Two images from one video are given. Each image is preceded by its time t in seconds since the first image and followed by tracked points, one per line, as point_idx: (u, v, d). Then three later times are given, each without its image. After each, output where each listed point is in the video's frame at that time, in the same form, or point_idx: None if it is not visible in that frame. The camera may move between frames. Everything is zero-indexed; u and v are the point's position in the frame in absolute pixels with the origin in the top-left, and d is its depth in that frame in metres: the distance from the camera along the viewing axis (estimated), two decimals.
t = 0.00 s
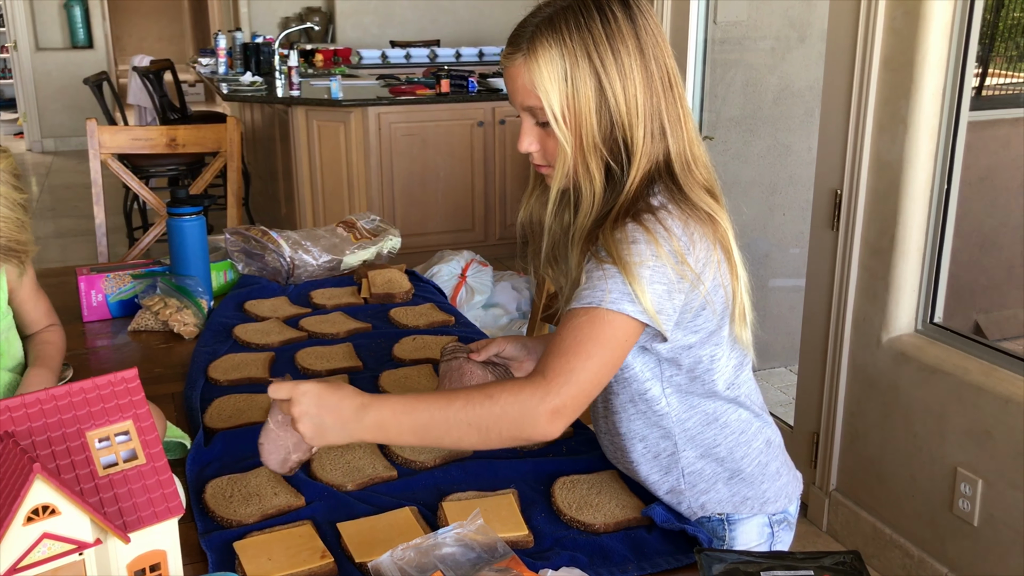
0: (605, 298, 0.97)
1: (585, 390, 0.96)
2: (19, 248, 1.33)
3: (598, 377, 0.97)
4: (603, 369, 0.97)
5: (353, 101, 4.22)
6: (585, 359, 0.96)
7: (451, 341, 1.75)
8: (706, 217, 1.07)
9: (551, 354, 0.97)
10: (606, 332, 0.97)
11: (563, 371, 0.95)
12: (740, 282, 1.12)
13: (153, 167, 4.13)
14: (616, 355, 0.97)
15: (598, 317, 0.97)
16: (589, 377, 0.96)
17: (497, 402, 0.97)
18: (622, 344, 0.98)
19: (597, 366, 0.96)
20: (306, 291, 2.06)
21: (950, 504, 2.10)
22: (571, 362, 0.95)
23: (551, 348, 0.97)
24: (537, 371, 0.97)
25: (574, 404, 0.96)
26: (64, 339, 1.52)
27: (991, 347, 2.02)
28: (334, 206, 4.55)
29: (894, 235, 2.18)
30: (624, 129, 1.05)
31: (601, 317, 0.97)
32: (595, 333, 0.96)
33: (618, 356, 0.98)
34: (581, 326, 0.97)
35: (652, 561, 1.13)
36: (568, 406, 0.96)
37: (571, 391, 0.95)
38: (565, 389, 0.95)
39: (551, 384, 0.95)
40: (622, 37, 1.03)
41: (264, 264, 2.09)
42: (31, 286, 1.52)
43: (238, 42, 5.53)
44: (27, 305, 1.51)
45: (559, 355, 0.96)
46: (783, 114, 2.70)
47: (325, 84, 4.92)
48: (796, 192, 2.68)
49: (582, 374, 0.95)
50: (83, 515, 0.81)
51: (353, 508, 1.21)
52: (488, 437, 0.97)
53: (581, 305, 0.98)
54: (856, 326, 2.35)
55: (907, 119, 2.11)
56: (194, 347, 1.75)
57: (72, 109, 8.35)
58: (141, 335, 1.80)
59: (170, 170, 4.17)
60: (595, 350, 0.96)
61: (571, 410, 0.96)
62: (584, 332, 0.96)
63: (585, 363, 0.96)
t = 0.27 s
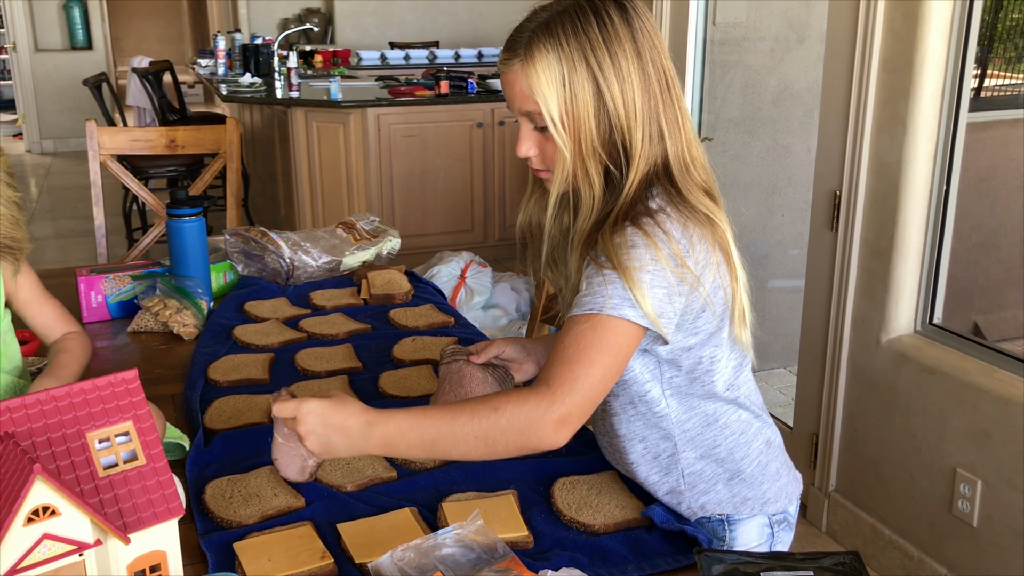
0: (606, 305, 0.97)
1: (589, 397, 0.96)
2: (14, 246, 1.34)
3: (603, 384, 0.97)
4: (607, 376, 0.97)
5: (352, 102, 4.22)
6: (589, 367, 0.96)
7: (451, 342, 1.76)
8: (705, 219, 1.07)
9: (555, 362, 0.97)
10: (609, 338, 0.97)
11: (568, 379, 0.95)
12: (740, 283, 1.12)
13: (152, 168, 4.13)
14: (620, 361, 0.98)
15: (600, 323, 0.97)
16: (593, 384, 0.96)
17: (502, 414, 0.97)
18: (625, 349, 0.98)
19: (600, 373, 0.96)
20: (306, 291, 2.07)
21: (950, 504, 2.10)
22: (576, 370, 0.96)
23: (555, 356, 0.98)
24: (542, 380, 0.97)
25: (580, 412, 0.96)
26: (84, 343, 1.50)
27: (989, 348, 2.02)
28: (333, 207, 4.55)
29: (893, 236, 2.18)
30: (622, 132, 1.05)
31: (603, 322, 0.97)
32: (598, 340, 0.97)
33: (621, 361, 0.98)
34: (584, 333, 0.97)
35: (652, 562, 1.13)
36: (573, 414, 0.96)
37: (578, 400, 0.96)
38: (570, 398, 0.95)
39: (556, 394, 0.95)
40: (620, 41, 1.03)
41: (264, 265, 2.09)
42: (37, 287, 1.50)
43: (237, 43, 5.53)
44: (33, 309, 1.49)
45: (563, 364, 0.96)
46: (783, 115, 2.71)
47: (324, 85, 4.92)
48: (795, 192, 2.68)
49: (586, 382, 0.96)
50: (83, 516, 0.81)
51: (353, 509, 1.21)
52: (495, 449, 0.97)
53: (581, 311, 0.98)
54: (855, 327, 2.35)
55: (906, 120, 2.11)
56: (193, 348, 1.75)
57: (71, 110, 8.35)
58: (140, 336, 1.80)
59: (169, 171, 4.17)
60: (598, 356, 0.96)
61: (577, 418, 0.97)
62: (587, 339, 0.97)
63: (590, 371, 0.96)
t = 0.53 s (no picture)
0: (606, 307, 0.97)
1: (588, 399, 0.96)
2: (11, 249, 1.34)
3: (602, 385, 0.97)
4: (605, 378, 0.97)
5: (353, 103, 4.22)
6: (588, 368, 0.96)
7: (452, 342, 1.76)
8: (705, 220, 1.07)
9: (554, 364, 0.97)
10: (608, 340, 0.97)
11: (567, 382, 0.95)
12: (740, 284, 1.12)
13: (153, 168, 4.12)
14: (619, 363, 0.98)
15: (599, 325, 0.97)
16: (592, 386, 0.96)
17: (502, 417, 0.97)
18: (624, 350, 0.98)
19: (599, 375, 0.96)
20: (307, 291, 2.07)
21: (951, 505, 2.10)
22: (575, 372, 0.96)
23: (553, 358, 0.98)
24: (541, 383, 0.97)
25: (580, 413, 0.96)
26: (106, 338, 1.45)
27: (990, 349, 2.02)
28: (334, 208, 4.55)
29: (894, 237, 2.18)
30: (622, 133, 1.05)
31: (603, 324, 0.97)
32: (598, 342, 0.97)
33: (621, 363, 0.98)
34: (583, 335, 0.97)
35: (653, 562, 1.13)
36: (573, 416, 0.96)
37: (576, 402, 0.96)
38: (570, 400, 0.95)
39: (555, 396, 0.95)
40: (620, 41, 1.03)
41: (264, 265, 2.09)
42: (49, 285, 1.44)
43: (238, 43, 5.53)
44: (44, 308, 1.43)
45: (562, 367, 0.96)
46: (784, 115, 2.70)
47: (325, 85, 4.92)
48: (796, 193, 2.67)
49: (586, 384, 0.96)
50: (84, 515, 0.81)
51: (354, 510, 1.21)
52: (495, 452, 0.98)
53: (581, 313, 0.98)
54: (856, 328, 2.35)
55: (907, 121, 2.11)
56: (194, 348, 1.75)
57: (72, 110, 8.34)
58: (141, 335, 1.80)
59: (170, 171, 4.18)
60: (597, 358, 0.96)
61: (576, 420, 0.96)
62: (586, 340, 0.97)
63: (589, 372, 0.96)
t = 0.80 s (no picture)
0: (607, 307, 0.97)
1: (587, 400, 0.96)
2: (14, 249, 1.33)
3: (602, 387, 0.97)
4: (605, 380, 0.97)
5: (355, 103, 4.22)
6: (588, 370, 0.96)
7: (454, 342, 1.75)
8: (707, 220, 1.06)
9: (553, 366, 0.97)
10: (608, 341, 0.97)
11: (566, 383, 0.95)
12: (742, 284, 1.12)
13: (155, 168, 4.13)
14: (619, 364, 0.97)
15: (600, 326, 0.97)
16: (592, 388, 0.96)
17: (503, 420, 0.97)
18: (624, 352, 0.98)
19: (599, 376, 0.96)
20: (309, 291, 2.07)
21: (953, 506, 2.10)
22: (575, 374, 0.95)
23: (552, 359, 0.97)
24: (541, 385, 0.97)
25: (579, 415, 0.96)
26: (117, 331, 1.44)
27: (992, 349, 2.02)
28: (336, 207, 4.55)
29: (897, 237, 2.18)
30: (623, 134, 1.05)
31: (604, 326, 0.97)
32: (598, 343, 0.97)
33: (621, 365, 0.98)
34: (583, 336, 0.97)
35: (655, 562, 1.13)
36: (572, 418, 0.96)
37: (575, 403, 0.95)
38: (569, 401, 0.95)
39: (555, 397, 0.95)
40: (621, 42, 1.03)
41: (266, 265, 2.09)
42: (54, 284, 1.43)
43: (240, 43, 5.53)
44: (50, 306, 1.42)
45: (561, 368, 0.96)
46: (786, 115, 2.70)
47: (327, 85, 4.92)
48: (798, 193, 2.67)
49: (585, 385, 0.95)
50: (86, 515, 0.81)
51: (356, 509, 1.21)
52: (495, 454, 0.98)
53: (581, 314, 0.98)
54: (858, 328, 2.35)
55: (910, 121, 2.11)
56: (196, 347, 1.75)
57: (74, 109, 8.35)
58: (143, 334, 1.81)
59: (172, 170, 4.18)
60: (597, 360, 0.96)
61: (576, 421, 0.96)
62: (586, 342, 0.97)
63: (589, 374, 0.96)
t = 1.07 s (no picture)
0: (604, 312, 0.97)
1: (581, 403, 0.96)
2: (18, 245, 1.33)
3: (595, 390, 0.97)
4: (599, 383, 0.97)
5: (356, 102, 4.22)
6: (582, 373, 0.96)
7: (456, 341, 1.75)
8: (705, 222, 1.06)
9: (547, 370, 0.96)
10: (602, 345, 0.97)
11: (559, 387, 0.95)
12: (742, 284, 1.12)
13: (157, 167, 4.13)
14: (612, 367, 0.98)
15: (596, 330, 0.97)
16: (586, 391, 0.96)
17: (498, 432, 0.96)
18: (619, 356, 0.98)
19: (592, 380, 0.96)
20: (311, 290, 2.07)
21: (955, 505, 2.10)
22: (568, 377, 0.95)
23: (545, 364, 0.97)
24: (533, 389, 0.97)
25: (572, 418, 0.96)
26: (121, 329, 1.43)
27: (994, 349, 2.02)
28: (338, 206, 4.55)
29: (899, 236, 2.18)
30: (620, 136, 1.05)
31: (601, 330, 0.97)
32: (592, 347, 0.97)
33: (615, 369, 0.98)
34: (578, 340, 0.97)
35: (657, 561, 1.13)
36: (565, 420, 0.96)
37: (568, 406, 0.95)
38: (562, 404, 0.95)
39: (548, 401, 0.95)
40: (617, 44, 1.03)
41: (268, 264, 2.09)
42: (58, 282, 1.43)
43: (242, 43, 5.53)
44: (54, 305, 1.42)
45: (554, 373, 0.96)
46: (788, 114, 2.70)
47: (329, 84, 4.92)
48: (800, 191, 2.66)
49: (579, 388, 0.95)
50: (89, 513, 0.81)
51: (358, 508, 1.21)
52: (494, 467, 0.96)
53: (578, 318, 0.98)
54: (860, 327, 2.34)
55: (912, 120, 2.11)
56: (198, 346, 1.75)
57: (75, 109, 8.35)
58: (145, 333, 1.81)
59: (174, 170, 4.18)
60: (591, 363, 0.96)
61: (569, 424, 0.96)
62: (581, 345, 0.96)
63: (583, 378, 0.96)
